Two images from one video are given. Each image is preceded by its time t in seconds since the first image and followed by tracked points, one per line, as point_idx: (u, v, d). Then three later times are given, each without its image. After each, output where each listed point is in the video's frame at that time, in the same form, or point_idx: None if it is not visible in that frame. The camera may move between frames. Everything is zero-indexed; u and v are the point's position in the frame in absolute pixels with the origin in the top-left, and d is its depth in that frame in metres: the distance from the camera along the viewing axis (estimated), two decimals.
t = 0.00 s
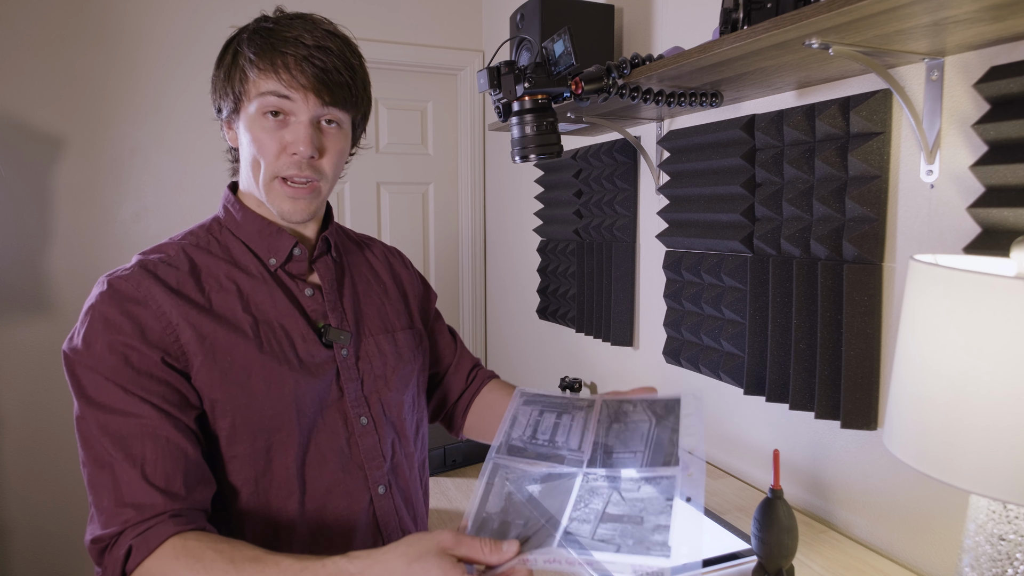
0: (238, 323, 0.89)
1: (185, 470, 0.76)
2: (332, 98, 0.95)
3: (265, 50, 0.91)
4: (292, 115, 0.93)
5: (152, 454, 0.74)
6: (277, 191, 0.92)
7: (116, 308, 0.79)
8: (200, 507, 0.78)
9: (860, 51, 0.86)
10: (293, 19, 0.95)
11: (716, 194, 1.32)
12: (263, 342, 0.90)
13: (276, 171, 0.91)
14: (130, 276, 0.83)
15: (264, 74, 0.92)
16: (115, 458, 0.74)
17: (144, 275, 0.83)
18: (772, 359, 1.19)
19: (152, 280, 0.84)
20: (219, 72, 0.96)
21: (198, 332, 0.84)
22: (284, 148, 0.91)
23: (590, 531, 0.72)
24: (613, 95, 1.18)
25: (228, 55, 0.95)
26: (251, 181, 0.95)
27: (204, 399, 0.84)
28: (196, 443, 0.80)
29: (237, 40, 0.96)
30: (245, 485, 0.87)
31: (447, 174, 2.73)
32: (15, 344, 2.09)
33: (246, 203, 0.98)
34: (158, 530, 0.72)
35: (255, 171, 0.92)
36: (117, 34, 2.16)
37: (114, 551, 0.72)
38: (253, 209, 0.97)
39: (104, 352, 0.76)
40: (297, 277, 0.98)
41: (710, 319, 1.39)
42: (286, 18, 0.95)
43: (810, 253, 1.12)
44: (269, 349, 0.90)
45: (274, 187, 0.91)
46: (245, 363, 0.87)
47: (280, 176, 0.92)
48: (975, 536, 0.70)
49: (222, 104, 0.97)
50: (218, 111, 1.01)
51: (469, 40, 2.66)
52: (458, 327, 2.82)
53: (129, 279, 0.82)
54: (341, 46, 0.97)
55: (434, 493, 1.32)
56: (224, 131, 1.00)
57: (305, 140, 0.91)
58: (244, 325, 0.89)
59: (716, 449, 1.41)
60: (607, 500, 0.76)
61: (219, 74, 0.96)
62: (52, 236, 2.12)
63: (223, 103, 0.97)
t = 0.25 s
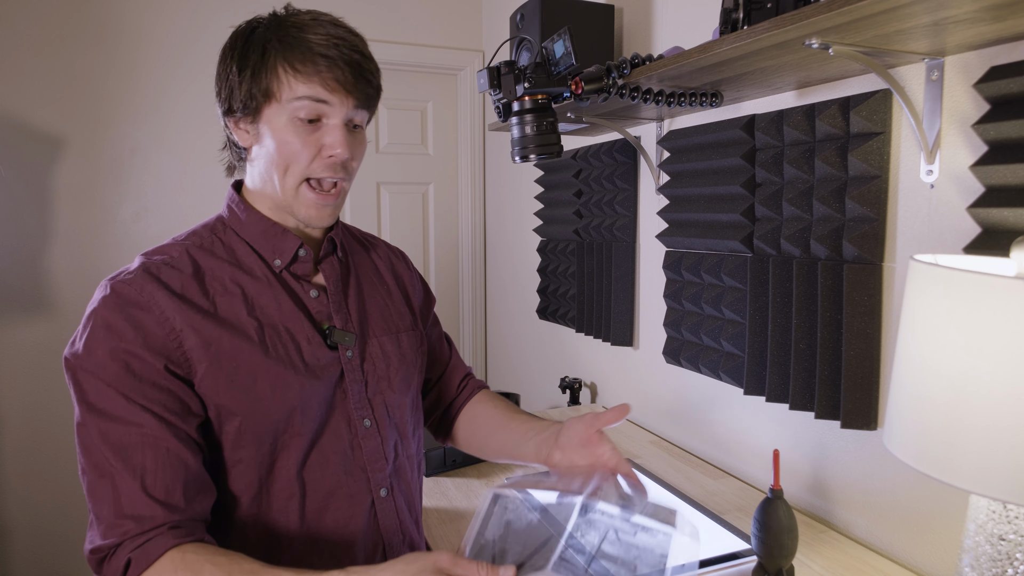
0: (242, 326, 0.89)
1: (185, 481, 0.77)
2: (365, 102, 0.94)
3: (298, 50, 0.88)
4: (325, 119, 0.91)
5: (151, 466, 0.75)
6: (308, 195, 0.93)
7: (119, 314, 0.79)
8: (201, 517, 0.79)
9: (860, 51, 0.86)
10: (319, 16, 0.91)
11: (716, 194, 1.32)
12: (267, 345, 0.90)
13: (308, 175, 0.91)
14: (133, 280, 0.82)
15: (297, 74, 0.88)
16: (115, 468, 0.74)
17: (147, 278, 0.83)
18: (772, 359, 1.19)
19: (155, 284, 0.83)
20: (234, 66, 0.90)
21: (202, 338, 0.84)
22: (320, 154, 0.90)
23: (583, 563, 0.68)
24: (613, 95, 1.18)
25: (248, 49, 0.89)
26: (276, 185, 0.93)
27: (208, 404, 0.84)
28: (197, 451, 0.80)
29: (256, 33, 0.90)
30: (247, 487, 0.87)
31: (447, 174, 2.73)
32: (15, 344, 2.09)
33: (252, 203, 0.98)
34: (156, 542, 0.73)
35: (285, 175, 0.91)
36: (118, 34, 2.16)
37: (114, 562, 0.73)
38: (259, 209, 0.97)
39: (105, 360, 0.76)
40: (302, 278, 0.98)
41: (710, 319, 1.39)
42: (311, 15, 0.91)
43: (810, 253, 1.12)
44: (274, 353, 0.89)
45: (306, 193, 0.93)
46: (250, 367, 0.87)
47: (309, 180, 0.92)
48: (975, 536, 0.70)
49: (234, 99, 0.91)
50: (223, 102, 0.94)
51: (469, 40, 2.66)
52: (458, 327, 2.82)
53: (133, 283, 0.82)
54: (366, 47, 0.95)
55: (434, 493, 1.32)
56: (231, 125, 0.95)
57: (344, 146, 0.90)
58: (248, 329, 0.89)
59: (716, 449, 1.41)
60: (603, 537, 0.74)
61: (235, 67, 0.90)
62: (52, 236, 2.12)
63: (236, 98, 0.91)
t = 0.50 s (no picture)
0: (253, 327, 0.88)
1: (195, 487, 0.77)
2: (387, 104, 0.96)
3: (327, 48, 0.88)
4: (351, 118, 0.91)
5: (163, 472, 0.75)
6: (329, 191, 0.92)
7: (130, 315, 0.78)
8: (208, 522, 0.80)
9: (860, 51, 0.86)
10: (346, 17, 0.92)
11: (716, 194, 1.32)
12: (276, 346, 0.89)
13: (332, 172, 0.91)
14: (144, 278, 0.81)
15: (326, 72, 0.88)
16: (125, 472, 0.74)
17: (159, 277, 0.82)
18: (772, 359, 1.19)
19: (166, 283, 0.82)
20: (257, 57, 0.88)
21: (214, 340, 0.83)
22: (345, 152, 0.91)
23: None
24: (613, 95, 1.18)
25: (273, 43, 0.88)
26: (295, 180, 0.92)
27: (217, 406, 0.84)
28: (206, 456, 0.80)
29: (283, 27, 0.89)
30: (251, 487, 0.87)
31: (447, 174, 2.73)
32: (15, 344, 2.09)
33: (262, 199, 0.97)
34: (170, 554, 0.73)
35: (307, 170, 0.90)
36: (117, 34, 2.16)
37: (122, 566, 0.74)
38: (266, 205, 0.96)
39: (116, 362, 0.75)
40: (310, 278, 0.97)
41: (710, 319, 1.39)
42: (338, 15, 0.91)
43: (810, 253, 1.12)
44: (284, 355, 0.89)
45: (327, 188, 0.92)
46: (260, 370, 0.86)
47: (332, 176, 0.92)
48: (975, 536, 0.70)
49: (253, 89, 0.89)
50: (236, 90, 0.91)
51: (469, 40, 2.66)
52: (458, 327, 2.82)
53: (144, 281, 0.81)
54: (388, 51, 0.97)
55: (434, 493, 1.32)
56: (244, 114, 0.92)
57: (368, 147, 0.92)
58: (258, 331, 0.88)
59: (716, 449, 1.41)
60: None
61: (258, 58, 0.88)
62: (52, 236, 2.12)
63: (255, 89, 0.89)
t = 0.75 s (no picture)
0: (259, 323, 0.88)
1: (214, 478, 0.77)
2: (398, 105, 0.95)
3: (340, 46, 0.87)
4: (362, 119, 0.90)
5: (181, 463, 0.74)
6: (339, 192, 0.91)
7: (138, 309, 0.77)
8: (229, 516, 0.79)
9: (860, 51, 0.86)
10: (360, 18, 0.91)
11: (716, 194, 1.32)
12: (280, 343, 0.90)
13: (342, 172, 0.90)
14: (151, 272, 0.80)
15: (339, 70, 0.87)
16: (142, 465, 0.73)
17: (166, 271, 0.81)
18: (772, 358, 1.19)
19: (174, 277, 0.81)
20: (270, 56, 0.87)
21: (222, 336, 0.83)
22: (356, 152, 0.90)
23: None
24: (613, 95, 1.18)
25: (285, 41, 0.88)
26: (305, 179, 0.90)
27: (222, 402, 0.84)
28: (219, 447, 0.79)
29: (297, 27, 0.89)
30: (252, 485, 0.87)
31: (447, 174, 2.73)
32: (15, 345, 2.09)
33: (261, 190, 0.96)
34: (196, 550, 0.72)
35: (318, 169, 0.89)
36: (117, 34, 2.16)
37: (144, 562, 0.73)
38: (267, 198, 0.95)
39: (128, 355, 0.75)
40: (313, 274, 0.97)
41: (710, 319, 1.39)
42: (351, 16, 0.91)
43: (810, 253, 1.12)
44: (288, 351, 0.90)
45: (337, 188, 0.91)
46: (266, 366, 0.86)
47: (342, 176, 0.90)
48: (975, 536, 0.70)
49: (264, 87, 0.88)
50: (245, 88, 0.90)
51: (469, 40, 2.66)
52: (458, 327, 2.82)
53: (152, 274, 0.80)
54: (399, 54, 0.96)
55: (434, 493, 1.32)
56: (253, 112, 0.91)
57: (379, 146, 0.90)
58: (263, 326, 0.88)
59: (716, 449, 1.41)
60: None
61: (271, 57, 0.87)
62: (52, 236, 2.12)
63: (267, 87, 0.88)
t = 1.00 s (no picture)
0: (261, 324, 0.87)
1: (206, 489, 0.77)
2: (405, 111, 0.95)
3: (353, 50, 0.88)
4: (370, 124, 0.91)
5: (174, 474, 0.74)
6: (346, 196, 0.91)
7: (139, 312, 0.76)
8: (220, 524, 0.79)
9: (860, 51, 0.86)
10: (372, 23, 0.91)
11: (716, 194, 1.32)
12: (283, 344, 0.89)
13: (348, 176, 0.90)
14: (152, 273, 0.79)
15: (351, 74, 0.87)
16: (137, 474, 0.73)
17: (168, 272, 0.81)
18: (772, 358, 1.19)
19: (175, 279, 0.81)
20: (282, 57, 0.87)
21: (224, 339, 0.83)
22: (363, 157, 0.90)
23: None
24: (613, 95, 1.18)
25: (297, 43, 0.87)
26: (311, 181, 0.90)
27: (223, 404, 0.83)
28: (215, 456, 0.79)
29: (309, 29, 0.88)
30: (256, 485, 0.87)
31: (447, 174, 2.73)
32: (15, 345, 2.09)
33: (263, 188, 0.96)
34: (186, 562, 0.73)
35: (325, 172, 0.89)
36: (117, 33, 2.16)
37: (134, 571, 0.73)
38: (270, 197, 0.95)
39: (126, 360, 0.74)
40: (316, 274, 0.97)
41: (710, 319, 1.39)
42: (363, 21, 0.91)
43: (810, 253, 1.12)
44: (291, 352, 0.89)
45: (343, 192, 0.91)
46: (268, 369, 0.86)
47: (349, 181, 0.91)
48: (975, 536, 0.70)
49: (273, 88, 0.88)
50: (254, 87, 0.89)
51: (469, 40, 2.66)
52: (458, 327, 2.82)
53: (153, 276, 0.79)
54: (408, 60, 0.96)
55: (434, 493, 1.31)
56: (260, 112, 0.90)
57: (386, 152, 0.91)
58: (266, 328, 0.87)
59: (716, 448, 1.41)
60: None
61: (282, 58, 0.87)
62: (52, 236, 2.12)
63: (277, 89, 0.87)
